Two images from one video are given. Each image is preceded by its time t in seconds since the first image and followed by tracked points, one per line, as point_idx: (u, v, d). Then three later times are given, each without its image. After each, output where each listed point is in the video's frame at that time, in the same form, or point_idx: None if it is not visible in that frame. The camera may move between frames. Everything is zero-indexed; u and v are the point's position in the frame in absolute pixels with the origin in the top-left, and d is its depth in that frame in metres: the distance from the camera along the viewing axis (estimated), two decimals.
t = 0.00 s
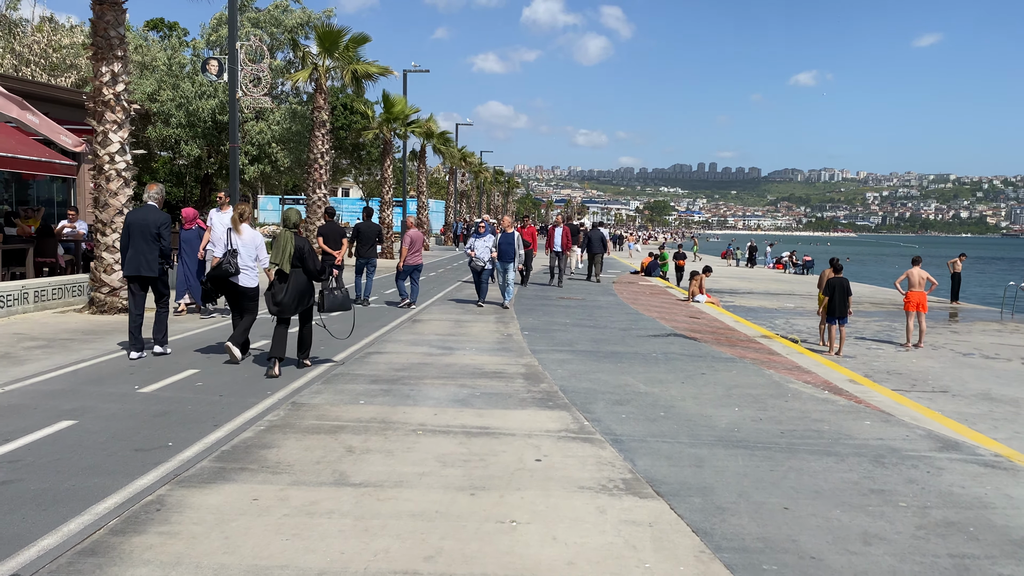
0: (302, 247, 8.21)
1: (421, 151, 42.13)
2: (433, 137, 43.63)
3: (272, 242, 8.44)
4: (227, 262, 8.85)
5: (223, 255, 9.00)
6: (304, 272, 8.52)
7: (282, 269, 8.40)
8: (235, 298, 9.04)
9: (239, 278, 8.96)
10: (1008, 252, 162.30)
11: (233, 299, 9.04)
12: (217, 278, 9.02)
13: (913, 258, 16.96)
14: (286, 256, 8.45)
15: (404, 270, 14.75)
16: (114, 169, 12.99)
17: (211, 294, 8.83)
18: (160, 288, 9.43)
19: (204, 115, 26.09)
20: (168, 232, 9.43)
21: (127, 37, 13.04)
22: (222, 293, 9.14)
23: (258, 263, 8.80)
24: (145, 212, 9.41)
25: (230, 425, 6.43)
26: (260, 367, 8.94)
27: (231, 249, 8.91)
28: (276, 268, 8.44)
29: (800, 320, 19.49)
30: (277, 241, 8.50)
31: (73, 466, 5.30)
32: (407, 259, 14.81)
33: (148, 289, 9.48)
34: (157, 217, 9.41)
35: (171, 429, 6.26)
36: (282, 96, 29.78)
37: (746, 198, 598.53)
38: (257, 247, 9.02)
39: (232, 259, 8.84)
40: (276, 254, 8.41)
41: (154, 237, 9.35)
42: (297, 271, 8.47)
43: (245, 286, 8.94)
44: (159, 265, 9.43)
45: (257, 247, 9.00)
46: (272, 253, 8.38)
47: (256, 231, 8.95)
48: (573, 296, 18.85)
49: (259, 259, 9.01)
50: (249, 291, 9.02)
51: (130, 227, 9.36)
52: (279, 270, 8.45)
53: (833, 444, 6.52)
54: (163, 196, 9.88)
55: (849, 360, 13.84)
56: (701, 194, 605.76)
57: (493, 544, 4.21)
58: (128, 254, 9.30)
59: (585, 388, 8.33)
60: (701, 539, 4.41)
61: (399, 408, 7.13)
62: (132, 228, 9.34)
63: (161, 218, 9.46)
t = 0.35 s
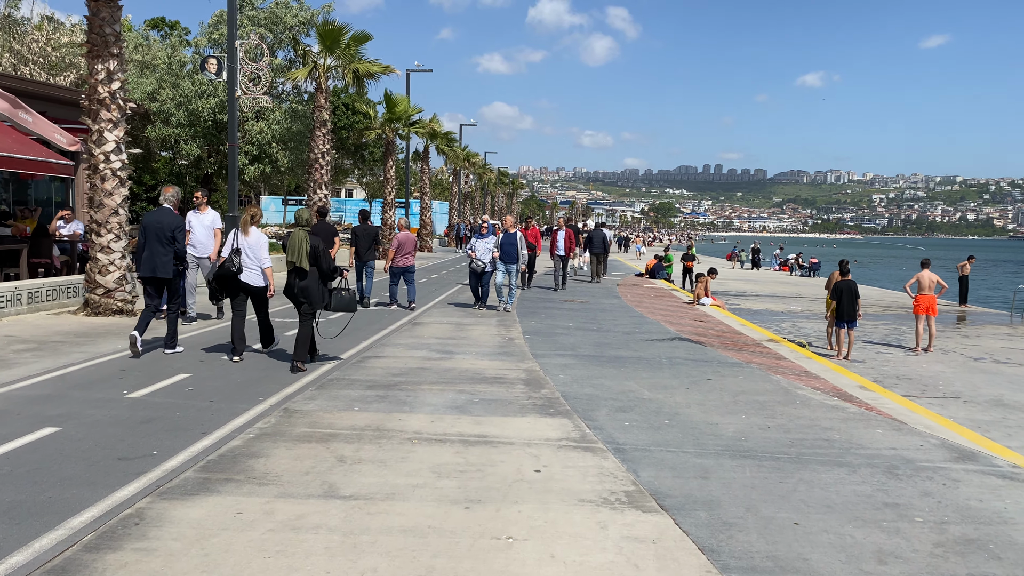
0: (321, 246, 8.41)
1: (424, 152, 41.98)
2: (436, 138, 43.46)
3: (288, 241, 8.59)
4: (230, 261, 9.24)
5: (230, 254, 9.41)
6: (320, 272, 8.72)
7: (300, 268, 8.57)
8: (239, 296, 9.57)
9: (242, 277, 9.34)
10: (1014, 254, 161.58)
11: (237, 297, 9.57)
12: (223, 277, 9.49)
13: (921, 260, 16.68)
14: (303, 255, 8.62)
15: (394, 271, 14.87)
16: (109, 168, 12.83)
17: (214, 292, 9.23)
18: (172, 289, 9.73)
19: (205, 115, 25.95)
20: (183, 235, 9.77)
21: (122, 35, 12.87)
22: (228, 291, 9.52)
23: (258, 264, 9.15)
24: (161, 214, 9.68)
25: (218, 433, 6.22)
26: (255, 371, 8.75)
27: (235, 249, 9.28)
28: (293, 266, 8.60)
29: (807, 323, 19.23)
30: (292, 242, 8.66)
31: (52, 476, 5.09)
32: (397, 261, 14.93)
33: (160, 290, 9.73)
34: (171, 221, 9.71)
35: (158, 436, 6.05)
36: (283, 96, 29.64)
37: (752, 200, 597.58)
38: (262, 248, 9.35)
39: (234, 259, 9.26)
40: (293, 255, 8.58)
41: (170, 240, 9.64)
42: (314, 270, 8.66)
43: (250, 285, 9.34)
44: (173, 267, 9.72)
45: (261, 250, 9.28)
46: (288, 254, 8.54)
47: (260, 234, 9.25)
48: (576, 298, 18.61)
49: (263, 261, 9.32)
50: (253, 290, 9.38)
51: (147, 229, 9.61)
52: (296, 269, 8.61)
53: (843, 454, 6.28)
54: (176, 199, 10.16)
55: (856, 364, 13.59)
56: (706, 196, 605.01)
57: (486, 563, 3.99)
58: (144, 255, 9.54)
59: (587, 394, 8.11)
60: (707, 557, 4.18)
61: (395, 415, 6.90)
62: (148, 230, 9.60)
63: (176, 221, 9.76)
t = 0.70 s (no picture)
0: (333, 244, 8.82)
1: (426, 154, 41.77)
2: (437, 140, 43.26)
3: (301, 241, 8.97)
4: (250, 262, 9.45)
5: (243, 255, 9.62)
6: (331, 271, 9.13)
7: (313, 266, 8.95)
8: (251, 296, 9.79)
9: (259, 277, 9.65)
10: (1016, 255, 161.22)
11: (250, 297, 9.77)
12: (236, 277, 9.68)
13: (929, 262, 16.42)
14: (315, 254, 9.01)
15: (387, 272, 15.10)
16: (104, 171, 12.62)
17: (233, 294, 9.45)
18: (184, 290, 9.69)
19: (203, 117, 25.75)
20: (194, 237, 9.63)
21: (117, 35, 12.65)
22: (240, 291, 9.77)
23: (278, 264, 9.50)
24: (173, 216, 9.57)
25: (207, 444, 5.99)
26: (249, 377, 8.54)
27: (252, 251, 9.54)
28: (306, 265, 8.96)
29: (812, 326, 18.99)
30: (304, 241, 9.02)
31: (30, 491, 4.87)
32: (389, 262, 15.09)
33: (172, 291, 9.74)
34: (183, 222, 9.57)
35: (143, 447, 5.83)
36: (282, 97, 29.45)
37: (753, 201, 597.26)
38: (274, 249, 9.72)
39: (254, 260, 9.51)
40: (306, 254, 8.96)
41: (180, 242, 9.56)
42: (325, 269, 9.05)
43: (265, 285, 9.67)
44: (184, 268, 9.67)
45: (275, 249, 9.67)
46: (301, 253, 8.91)
47: (275, 234, 9.62)
48: (578, 301, 18.37)
49: (277, 260, 9.69)
50: (267, 289, 9.74)
51: (159, 231, 9.56)
52: (308, 268, 8.99)
53: (857, 465, 6.04)
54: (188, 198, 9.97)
55: (863, 368, 13.36)
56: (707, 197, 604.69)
57: None
58: (155, 257, 9.54)
59: (590, 401, 7.88)
60: None
61: (392, 424, 6.68)
62: (159, 231, 9.54)
63: (188, 223, 9.65)
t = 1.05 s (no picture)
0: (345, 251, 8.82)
1: (426, 152, 41.55)
2: (437, 138, 43.05)
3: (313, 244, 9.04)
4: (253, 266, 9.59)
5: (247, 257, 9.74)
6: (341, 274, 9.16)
7: (324, 268, 9.02)
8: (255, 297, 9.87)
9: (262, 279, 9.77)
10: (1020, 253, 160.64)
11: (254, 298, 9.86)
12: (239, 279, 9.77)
13: (935, 260, 16.16)
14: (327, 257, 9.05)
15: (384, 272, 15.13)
16: (95, 169, 12.40)
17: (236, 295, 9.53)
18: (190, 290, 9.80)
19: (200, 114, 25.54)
20: (197, 235, 9.72)
21: (108, 31, 12.44)
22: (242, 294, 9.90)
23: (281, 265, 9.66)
24: (177, 215, 9.72)
25: (192, 452, 5.76)
26: (240, 381, 8.31)
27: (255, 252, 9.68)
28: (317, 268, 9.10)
29: (816, 325, 18.74)
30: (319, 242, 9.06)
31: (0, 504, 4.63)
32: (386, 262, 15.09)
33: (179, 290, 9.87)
34: (187, 221, 9.72)
35: (124, 457, 5.59)
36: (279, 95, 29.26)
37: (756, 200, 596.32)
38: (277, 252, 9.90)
39: (257, 262, 9.66)
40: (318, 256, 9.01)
41: (184, 240, 9.66)
42: (337, 270, 9.11)
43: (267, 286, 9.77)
44: (190, 267, 9.79)
45: (278, 252, 9.88)
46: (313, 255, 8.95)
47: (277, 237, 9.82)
48: (579, 301, 18.13)
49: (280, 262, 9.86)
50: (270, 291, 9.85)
51: (163, 230, 9.71)
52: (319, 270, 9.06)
53: (867, 473, 5.80)
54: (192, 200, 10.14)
55: (869, 369, 13.11)
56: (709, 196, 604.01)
57: None
58: (161, 256, 9.68)
59: (590, 405, 7.65)
60: None
61: (385, 431, 6.44)
62: (164, 230, 9.65)
63: (192, 222, 9.79)
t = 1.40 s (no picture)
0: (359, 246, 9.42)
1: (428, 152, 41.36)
2: (439, 138, 42.84)
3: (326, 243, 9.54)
4: (253, 259, 9.86)
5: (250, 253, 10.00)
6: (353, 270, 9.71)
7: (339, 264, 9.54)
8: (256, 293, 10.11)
9: (263, 274, 10.04)
10: None
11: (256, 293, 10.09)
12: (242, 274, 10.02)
13: (943, 262, 15.91)
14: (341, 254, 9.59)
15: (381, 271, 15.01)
16: (88, 167, 12.18)
17: (237, 289, 9.82)
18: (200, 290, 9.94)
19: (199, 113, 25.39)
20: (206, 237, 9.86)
21: (102, 27, 12.22)
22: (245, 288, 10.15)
23: (282, 263, 9.90)
24: (186, 217, 9.83)
25: (174, 459, 5.54)
26: (229, 384, 8.11)
27: (258, 248, 9.93)
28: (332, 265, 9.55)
29: (820, 326, 18.50)
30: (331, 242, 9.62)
31: None
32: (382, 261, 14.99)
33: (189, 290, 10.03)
34: (196, 222, 9.85)
35: (101, 465, 5.37)
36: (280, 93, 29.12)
37: (760, 200, 595.50)
38: (280, 247, 10.03)
39: (259, 257, 9.88)
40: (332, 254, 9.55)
41: (193, 241, 9.80)
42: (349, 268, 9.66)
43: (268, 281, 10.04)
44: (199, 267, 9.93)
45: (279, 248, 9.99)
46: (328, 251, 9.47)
47: (279, 234, 9.93)
48: (580, 301, 17.92)
49: (281, 258, 10.04)
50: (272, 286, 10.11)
51: (173, 231, 9.84)
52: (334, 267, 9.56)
53: (876, 483, 5.57)
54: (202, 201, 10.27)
55: (875, 372, 12.87)
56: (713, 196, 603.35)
57: None
58: (170, 256, 9.81)
59: (588, 409, 7.43)
60: None
61: (375, 437, 6.23)
62: (174, 232, 9.79)
63: (201, 223, 9.90)
